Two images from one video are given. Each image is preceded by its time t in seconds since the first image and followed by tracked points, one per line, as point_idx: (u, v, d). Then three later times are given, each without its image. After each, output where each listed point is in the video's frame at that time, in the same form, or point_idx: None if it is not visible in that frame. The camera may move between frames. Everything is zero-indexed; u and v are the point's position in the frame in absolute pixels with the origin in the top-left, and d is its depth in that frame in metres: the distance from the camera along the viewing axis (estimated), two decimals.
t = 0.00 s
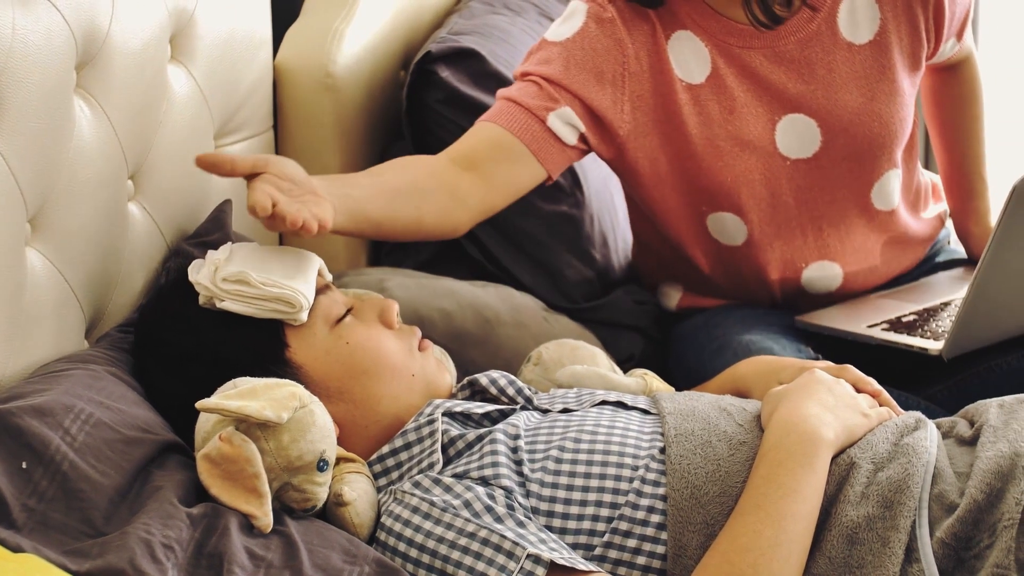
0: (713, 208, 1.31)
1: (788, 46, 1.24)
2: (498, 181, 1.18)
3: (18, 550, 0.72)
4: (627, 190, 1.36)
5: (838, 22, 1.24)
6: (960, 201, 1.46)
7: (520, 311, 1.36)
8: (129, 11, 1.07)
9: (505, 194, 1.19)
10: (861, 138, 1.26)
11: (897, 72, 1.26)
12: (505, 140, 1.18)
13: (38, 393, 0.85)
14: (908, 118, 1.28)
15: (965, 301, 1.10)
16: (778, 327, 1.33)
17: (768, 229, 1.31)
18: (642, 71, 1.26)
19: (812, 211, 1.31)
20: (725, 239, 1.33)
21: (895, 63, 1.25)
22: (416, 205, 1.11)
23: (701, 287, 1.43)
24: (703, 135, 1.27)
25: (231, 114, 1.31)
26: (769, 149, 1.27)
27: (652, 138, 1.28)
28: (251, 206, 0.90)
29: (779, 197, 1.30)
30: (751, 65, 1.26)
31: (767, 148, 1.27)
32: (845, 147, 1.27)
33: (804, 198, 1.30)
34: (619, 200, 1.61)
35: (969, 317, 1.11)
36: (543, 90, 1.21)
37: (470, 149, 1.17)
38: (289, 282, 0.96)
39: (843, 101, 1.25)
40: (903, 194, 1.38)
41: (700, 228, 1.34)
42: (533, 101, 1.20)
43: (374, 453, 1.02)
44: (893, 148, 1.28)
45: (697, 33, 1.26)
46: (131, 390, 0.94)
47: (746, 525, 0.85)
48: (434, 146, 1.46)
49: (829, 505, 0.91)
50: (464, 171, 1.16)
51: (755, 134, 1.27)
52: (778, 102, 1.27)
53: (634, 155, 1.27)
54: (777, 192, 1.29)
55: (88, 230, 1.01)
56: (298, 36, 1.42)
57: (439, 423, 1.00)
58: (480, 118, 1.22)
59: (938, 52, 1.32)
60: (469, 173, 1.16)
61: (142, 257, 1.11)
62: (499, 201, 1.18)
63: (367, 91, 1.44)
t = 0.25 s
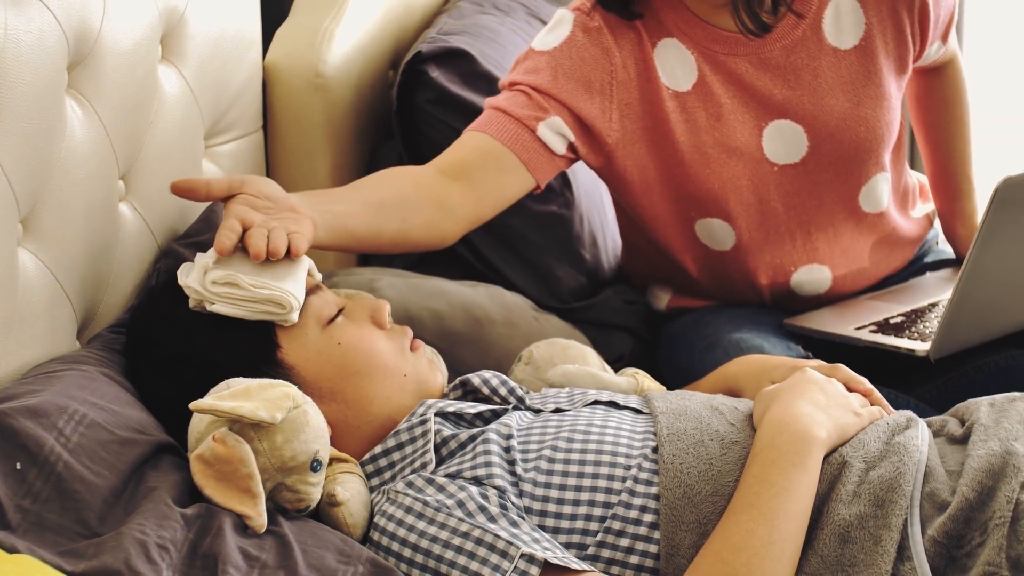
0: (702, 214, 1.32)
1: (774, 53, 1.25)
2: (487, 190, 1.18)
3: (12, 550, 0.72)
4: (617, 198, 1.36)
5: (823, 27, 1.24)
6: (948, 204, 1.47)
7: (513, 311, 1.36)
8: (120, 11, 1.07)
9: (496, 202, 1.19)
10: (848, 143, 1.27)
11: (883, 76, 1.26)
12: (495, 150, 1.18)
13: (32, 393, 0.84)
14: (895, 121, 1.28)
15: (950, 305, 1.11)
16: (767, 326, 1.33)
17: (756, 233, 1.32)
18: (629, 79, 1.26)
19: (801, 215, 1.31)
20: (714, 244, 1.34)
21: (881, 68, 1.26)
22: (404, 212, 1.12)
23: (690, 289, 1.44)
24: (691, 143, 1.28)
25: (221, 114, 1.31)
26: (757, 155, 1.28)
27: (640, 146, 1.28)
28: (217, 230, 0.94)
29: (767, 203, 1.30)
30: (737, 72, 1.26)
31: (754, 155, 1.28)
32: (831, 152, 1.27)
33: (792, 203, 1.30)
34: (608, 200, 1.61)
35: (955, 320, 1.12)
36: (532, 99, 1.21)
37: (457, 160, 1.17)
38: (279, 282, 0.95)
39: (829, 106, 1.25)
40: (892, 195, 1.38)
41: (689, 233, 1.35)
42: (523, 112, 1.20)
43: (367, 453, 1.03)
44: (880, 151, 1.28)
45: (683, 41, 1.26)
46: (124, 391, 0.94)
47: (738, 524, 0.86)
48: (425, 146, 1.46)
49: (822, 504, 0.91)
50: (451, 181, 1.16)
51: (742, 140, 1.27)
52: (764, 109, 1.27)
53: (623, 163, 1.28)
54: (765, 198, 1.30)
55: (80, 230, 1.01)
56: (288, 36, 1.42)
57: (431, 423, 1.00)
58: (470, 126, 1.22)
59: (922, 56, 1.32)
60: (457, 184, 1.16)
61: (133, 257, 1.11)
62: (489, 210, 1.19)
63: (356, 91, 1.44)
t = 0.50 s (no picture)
0: (679, 219, 1.32)
1: (748, 59, 1.25)
2: (464, 197, 1.19)
3: None
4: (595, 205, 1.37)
5: (797, 33, 1.25)
6: (928, 206, 1.49)
7: (497, 312, 1.36)
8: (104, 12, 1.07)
9: (472, 209, 1.20)
10: (823, 148, 1.28)
11: (858, 82, 1.27)
12: (470, 158, 1.19)
13: (17, 395, 0.84)
14: (870, 126, 1.30)
15: (931, 303, 1.12)
16: (747, 323, 1.34)
17: (733, 237, 1.33)
18: (605, 85, 1.27)
19: (777, 218, 1.32)
20: (692, 247, 1.35)
21: (856, 74, 1.27)
22: (382, 216, 1.12)
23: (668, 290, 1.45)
24: (667, 148, 1.28)
25: (203, 115, 1.30)
26: (731, 160, 1.29)
27: (616, 152, 1.29)
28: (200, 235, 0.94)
29: (743, 207, 1.31)
30: (712, 78, 1.27)
31: (729, 160, 1.28)
32: (807, 157, 1.28)
33: (768, 207, 1.31)
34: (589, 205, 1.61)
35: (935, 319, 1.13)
36: (508, 107, 1.22)
37: (433, 167, 1.17)
38: (264, 282, 0.95)
39: (804, 112, 1.26)
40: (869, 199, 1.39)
41: (666, 237, 1.36)
42: (498, 120, 1.20)
43: (351, 454, 1.02)
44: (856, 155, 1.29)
45: (657, 47, 1.27)
46: (108, 393, 0.94)
47: (722, 524, 0.86)
48: (408, 147, 1.46)
49: (806, 504, 0.92)
50: (429, 188, 1.16)
51: (717, 145, 1.28)
52: (739, 114, 1.28)
53: (598, 169, 1.29)
54: (740, 203, 1.31)
55: (64, 231, 1.00)
56: (270, 38, 1.42)
57: (416, 424, 1.00)
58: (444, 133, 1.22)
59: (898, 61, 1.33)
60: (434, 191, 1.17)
61: (116, 258, 1.11)
62: (466, 216, 1.19)
63: (337, 92, 1.43)
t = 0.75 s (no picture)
0: (649, 228, 1.34)
1: (714, 69, 1.26)
2: (424, 210, 1.21)
3: None
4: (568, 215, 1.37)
5: (763, 43, 1.26)
6: (905, 205, 1.50)
7: (477, 313, 1.36)
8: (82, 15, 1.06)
9: (433, 221, 1.22)
10: (790, 156, 1.29)
11: (825, 90, 1.28)
12: (429, 173, 1.21)
13: None
14: (838, 132, 1.31)
15: (906, 304, 1.12)
16: (726, 324, 1.35)
17: (702, 245, 1.34)
18: (569, 98, 1.28)
19: (747, 225, 1.33)
20: (664, 254, 1.36)
21: (822, 82, 1.28)
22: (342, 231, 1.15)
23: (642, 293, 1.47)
24: (634, 158, 1.29)
25: (181, 116, 1.30)
26: (700, 169, 1.29)
27: (581, 162, 1.30)
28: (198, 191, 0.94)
29: (712, 216, 1.32)
30: (678, 89, 1.28)
31: (698, 169, 1.29)
32: (774, 165, 1.29)
33: (738, 215, 1.32)
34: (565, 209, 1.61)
35: (913, 315, 1.13)
36: (468, 121, 1.23)
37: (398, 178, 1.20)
38: (245, 284, 0.97)
39: (772, 120, 1.27)
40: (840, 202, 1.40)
41: (637, 244, 1.37)
42: (458, 134, 1.22)
43: (332, 456, 1.02)
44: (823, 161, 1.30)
45: (622, 58, 1.28)
46: (89, 395, 0.93)
47: (704, 525, 0.87)
48: (386, 149, 1.46)
49: (786, 504, 0.92)
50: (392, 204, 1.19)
51: (684, 155, 1.29)
52: (706, 124, 1.29)
53: (564, 180, 1.30)
54: (710, 211, 1.31)
55: (42, 233, 0.99)
56: (247, 39, 1.41)
57: (397, 425, 1.00)
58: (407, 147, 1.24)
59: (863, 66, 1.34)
60: (396, 206, 1.19)
61: (95, 259, 1.10)
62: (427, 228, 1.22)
63: (313, 95, 1.43)
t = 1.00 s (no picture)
0: (629, 240, 1.35)
1: (688, 84, 1.25)
2: (389, 224, 1.21)
3: None
4: (550, 229, 1.37)
5: (737, 56, 1.25)
6: (892, 205, 1.51)
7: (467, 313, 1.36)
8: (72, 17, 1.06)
9: (398, 234, 1.22)
10: (768, 169, 1.29)
11: (801, 101, 1.28)
12: (395, 189, 1.21)
13: None
14: (815, 142, 1.30)
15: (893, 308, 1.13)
16: (714, 325, 1.36)
17: (681, 254, 1.35)
18: (541, 114, 1.28)
19: (726, 236, 1.33)
20: (645, 262, 1.37)
21: (799, 94, 1.27)
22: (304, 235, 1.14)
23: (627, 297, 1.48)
24: (610, 173, 1.29)
25: (170, 118, 1.29)
26: (677, 183, 1.29)
27: (555, 177, 1.31)
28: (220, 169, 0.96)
29: (691, 227, 1.32)
30: (652, 104, 1.27)
31: (674, 183, 1.29)
32: (752, 178, 1.29)
33: (716, 225, 1.33)
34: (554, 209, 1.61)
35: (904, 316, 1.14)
36: (436, 138, 1.24)
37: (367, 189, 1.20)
38: (238, 286, 0.97)
39: (748, 134, 1.27)
40: (826, 205, 1.40)
41: (616, 253, 1.38)
42: (426, 150, 1.23)
43: (325, 456, 1.02)
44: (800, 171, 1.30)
45: (595, 74, 1.27)
46: (82, 396, 0.93)
47: (697, 524, 0.87)
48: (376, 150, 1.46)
49: (778, 504, 0.93)
50: (361, 218, 1.19)
51: (659, 169, 1.28)
52: (682, 138, 1.28)
53: (538, 193, 1.31)
54: (688, 222, 1.32)
55: (34, 234, 0.99)
56: (236, 40, 1.41)
57: (389, 426, 1.00)
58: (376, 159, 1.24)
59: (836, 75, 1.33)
60: (364, 221, 1.19)
61: (86, 260, 1.10)
62: (392, 242, 1.22)
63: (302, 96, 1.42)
